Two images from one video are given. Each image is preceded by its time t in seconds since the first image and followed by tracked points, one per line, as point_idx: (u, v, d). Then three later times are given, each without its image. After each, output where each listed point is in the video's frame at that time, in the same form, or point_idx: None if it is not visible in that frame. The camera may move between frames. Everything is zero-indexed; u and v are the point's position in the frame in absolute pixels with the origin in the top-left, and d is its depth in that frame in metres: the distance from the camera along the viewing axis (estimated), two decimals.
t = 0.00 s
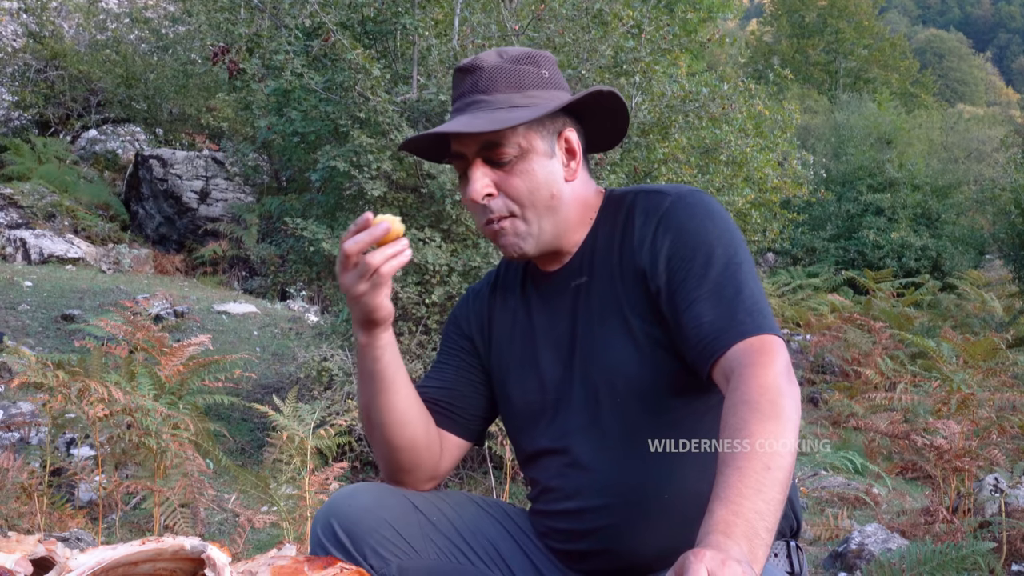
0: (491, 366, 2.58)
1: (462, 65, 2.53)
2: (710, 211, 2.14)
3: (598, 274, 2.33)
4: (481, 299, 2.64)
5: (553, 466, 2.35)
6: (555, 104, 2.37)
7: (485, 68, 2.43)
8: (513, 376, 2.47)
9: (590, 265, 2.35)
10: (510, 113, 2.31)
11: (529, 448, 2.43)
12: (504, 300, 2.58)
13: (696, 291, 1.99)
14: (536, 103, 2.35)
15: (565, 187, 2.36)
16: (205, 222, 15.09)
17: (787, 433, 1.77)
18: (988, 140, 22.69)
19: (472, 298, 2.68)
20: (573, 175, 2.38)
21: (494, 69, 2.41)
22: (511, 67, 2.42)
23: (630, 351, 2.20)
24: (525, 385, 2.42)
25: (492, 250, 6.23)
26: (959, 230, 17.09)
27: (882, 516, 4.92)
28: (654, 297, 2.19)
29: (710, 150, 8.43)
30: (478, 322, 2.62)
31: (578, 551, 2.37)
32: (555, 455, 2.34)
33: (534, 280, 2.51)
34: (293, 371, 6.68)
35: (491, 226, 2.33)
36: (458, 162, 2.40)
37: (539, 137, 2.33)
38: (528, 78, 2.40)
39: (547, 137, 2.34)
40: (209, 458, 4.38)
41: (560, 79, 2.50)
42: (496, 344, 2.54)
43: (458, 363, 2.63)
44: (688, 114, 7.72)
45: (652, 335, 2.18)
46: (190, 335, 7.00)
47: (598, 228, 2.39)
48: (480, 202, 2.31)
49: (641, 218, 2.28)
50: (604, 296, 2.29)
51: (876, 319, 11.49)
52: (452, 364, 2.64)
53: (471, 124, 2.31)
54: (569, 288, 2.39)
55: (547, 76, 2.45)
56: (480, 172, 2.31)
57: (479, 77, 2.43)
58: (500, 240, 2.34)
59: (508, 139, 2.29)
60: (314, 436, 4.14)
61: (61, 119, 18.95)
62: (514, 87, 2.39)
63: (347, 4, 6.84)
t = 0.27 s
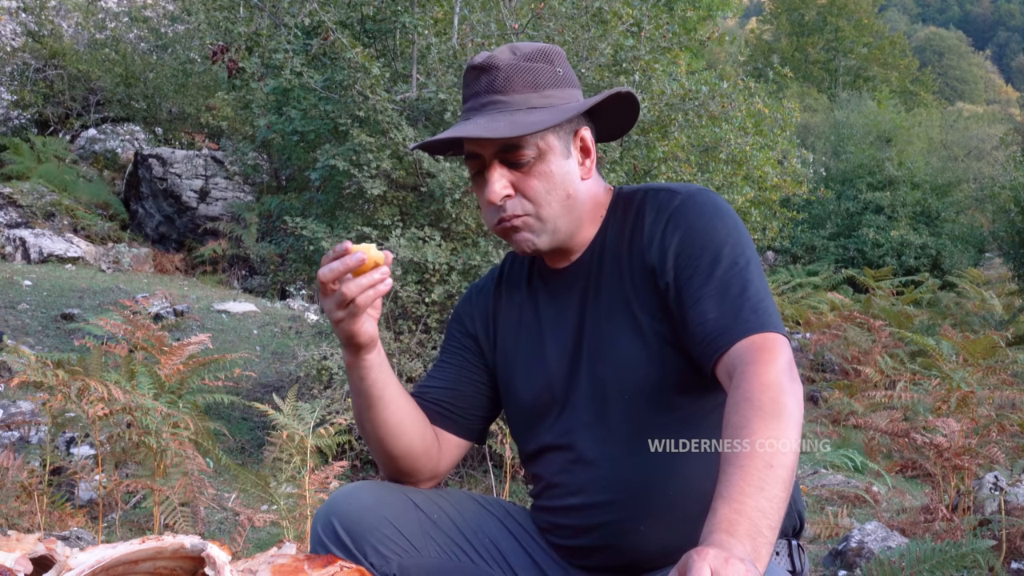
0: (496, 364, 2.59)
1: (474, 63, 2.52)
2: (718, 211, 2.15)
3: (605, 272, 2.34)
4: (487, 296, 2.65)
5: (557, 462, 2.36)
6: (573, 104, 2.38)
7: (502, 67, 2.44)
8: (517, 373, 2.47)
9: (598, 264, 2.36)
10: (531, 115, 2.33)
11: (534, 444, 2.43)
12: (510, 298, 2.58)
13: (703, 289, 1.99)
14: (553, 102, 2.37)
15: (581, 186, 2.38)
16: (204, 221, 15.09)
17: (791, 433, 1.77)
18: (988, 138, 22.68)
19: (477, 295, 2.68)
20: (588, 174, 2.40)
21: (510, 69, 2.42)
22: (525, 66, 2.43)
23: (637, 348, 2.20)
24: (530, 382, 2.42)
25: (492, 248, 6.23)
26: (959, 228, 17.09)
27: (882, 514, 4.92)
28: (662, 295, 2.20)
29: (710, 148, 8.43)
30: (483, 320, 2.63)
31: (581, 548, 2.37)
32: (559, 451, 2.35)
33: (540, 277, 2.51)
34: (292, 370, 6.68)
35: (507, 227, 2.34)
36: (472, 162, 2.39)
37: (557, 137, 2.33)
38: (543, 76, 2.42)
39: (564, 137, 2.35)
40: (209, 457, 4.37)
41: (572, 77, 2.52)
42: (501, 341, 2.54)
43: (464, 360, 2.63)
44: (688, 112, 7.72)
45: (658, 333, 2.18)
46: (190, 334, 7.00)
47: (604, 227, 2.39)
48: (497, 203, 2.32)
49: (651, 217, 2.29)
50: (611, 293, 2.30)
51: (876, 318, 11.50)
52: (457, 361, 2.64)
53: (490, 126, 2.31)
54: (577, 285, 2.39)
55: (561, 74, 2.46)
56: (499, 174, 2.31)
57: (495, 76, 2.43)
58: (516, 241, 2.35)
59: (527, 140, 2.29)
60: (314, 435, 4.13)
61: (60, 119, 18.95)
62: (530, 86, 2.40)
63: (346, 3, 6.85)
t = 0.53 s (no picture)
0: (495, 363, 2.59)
1: (476, 59, 2.50)
2: (720, 209, 2.15)
3: (606, 271, 2.33)
4: (488, 295, 2.65)
5: (557, 459, 2.36)
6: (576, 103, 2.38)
7: (504, 64, 2.42)
8: (518, 371, 2.47)
9: (600, 260, 2.36)
10: (535, 113, 2.32)
11: (534, 441, 2.44)
12: (511, 296, 2.58)
13: (704, 287, 1.99)
14: (556, 100, 2.37)
15: (583, 183, 2.38)
16: (202, 219, 15.07)
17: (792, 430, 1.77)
18: (986, 136, 22.70)
19: (477, 294, 2.68)
20: (590, 171, 2.41)
21: (513, 65, 2.41)
22: (528, 62, 2.42)
23: (638, 346, 2.20)
24: (531, 380, 2.42)
25: (489, 245, 6.22)
26: (956, 225, 17.11)
27: (879, 511, 4.92)
28: (663, 293, 2.19)
29: (708, 145, 8.43)
30: (483, 319, 2.63)
31: (580, 545, 2.37)
32: (559, 448, 2.35)
33: (541, 276, 2.51)
34: (290, 368, 6.67)
35: (509, 224, 2.34)
36: (473, 159, 2.38)
37: (559, 135, 2.33)
38: (546, 74, 2.41)
39: (567, 134, 2.35)
40: (207, 455, 4.37)
41: (575, 74, 2.51)
42: (502, 339, 2.54)
43: (463, 358, 2.63)
44: (686, 109, 7.71)
45: (660, 331, 2.18)
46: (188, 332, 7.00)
47: (606, 226, 2.39)
48: (498, 202, 2.32)
49: (652, 215, 2.29)
50: (612, 291, 2.30)
51: (874, 315, 11.50)
52: (457, 360, 2.64)
53: (493, 124, 2.30)
54: (579, 283, 2.39)
55: (563, 71, 2.46)
56: (502, 172, 2.31)
57: (498, 73, 2.42)
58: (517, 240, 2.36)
59: (530, 139, 2.29)
60: (311, 432, 4.13)
61: (57, 116, 18.95)
62: (533, 84, 2.40)
63: None
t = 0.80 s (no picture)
0: (491, 362, 2.59)
1: (464, 62, 2.50)
2: (714, 207, 2.15)
3: (602, 269, 2.34)
4: (484, 294, 2.65)
5: (553, 458, 2.37)
6: (565, 102, 2.38)
7: (492, 67, 2.42)
8: (514, 370, 2.47)
9: (596, 259, 2.36)
10: (524, 115, 2.32)
11: (531, 440, 2.44)
12: (507, 295, 2.58)
13: (699, 286, 1.99)
14: (545, 101, 2.37)
15: (575, 183, 2.39)
16: (200, 217, 15.06)
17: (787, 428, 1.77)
18: (984, 134, 22.71)
19: (473, 293, 2.68)
20: (581, 171, 2.41)
21: (502, 68, 2.40)
22: (517, 64, 2.42)
23: (634, 345, 2.20)
24: (527, 379, 2.43)
25: (488, 244, 6.22)
26: (955, 223, 17.12)
27: (878, 509, 4.92)
28: (658, 291, 2.19)
29: (706, 143, 8.42)
30: (478, 318, 2.63)
31: (577, 542, 2.38)
32: (555, 447, 2.36)
33: (537, 275, 2.51)
34: (289, 366, 6.68)
35: (503, 226, 2.34)
36: (464, 162, 2.38)
37: (549, 135, 2.33)
38: (535, 76, 2.41)
39: (557, 134, 2.35)
40: (206, 453, 4.37)
41: (565, 73, 2.51)
42: (498, 339, 2.54)
43: (459, 357, 2.64)
44: (685, 107, 7.72)
45: (655, 329, 2.18)
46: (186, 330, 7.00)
47: (601, 225, 2.39)
48: (492, 204, 2.31)
49: (646, 213, 2.29)
50: (608, 290, 2.30)
51: (872, 313, 11.50)
52: (452, 359, 2.65)
53: (483, 128, 2.29)
54: (575, 282, 2.39)
55: (552, 72, 2.46)
56: (492, 174, 2.30)
57: (487, 76, 2.41)
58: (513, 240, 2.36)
59: (520, 142, 2.28)
60: (310, 430, 4.13)
61: (56, 115, 19.04)
62: (522, 86, 2.39)
63: None
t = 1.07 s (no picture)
0: (490, 361, 2.58)
1: (463, 62, 2.48)
2: (713, 206, 2.15)
3: (601, 268, 2.33)
4: (482, 292, 2.64)
5: (550, 456, 2.37)
6: (566, 102, 2.36)
7: (493, 67, 2.40)
8: (512, 368, 2.47)
9: (594, 258, 2.36)
10: (526, 116, 2.31)
11: (529, 438, 2.44)
12: (505, 294, 2.58)
13: (697, 284, 1.99)
14: (546, 101, 2.36)
15: (576, 182, 2.37)
16: (200, 215, 15.06)
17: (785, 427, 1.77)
18: (984, 133, 22.72)
19: (471, 291, 2.68)
20: (581, 170, 2.40)
21: (502, 68, 2.39)
22: (517, 64, 2.40)
23: (632, 343, 2.20)
24: (525, 378, 2.43)
25: (487, 242, 6.22)
26: (955, 222, 17.13)
27: (878, 508, 4.92)
28: (656, 290, 2.19)
29: (706, 142, 8.42)
30: (477, 317, 2.62)
31: (575, 539, 2.38)
32: (553, 444, 2.36)
33: (535, 273, 2.51)
34: (288, 364, 6.67)
35: (505, 228, 2.33)
36: (465, 163, 2.36)
37: (550, 136, 2.31)
38: (535, 75, 2.39)
39: (559, 133, 2.33)
40: (205, 451, 4.37)
41: (563, 72, 2.50)
42: (497, 337, 2.54)
43: (457, 356, 2.63)
44: (684, 105, 7.73)
45: (654, 328, 2.18)
46: (186, 328, 7.01)
47: (599, 222, 2.38)
48: (494, 206, 2.30)
49: (646, 211, 2.29)
50: (606, 288, 2.30)
51: (871, 312, 11.51)
52: (450, 357, 2.64)
53: (484, 130, 2.27)
54: (573, 280, 2.39)
55: (551, 71, 2.44)
56: (494, 175, 2.28)
57: (487, 76, 2.39)
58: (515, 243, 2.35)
59: (521, 143, 2.26)
60: (309, 428, 4.13)
61: (55, 113, 19.01)
62: (522, 86, 2.38)
63: None
